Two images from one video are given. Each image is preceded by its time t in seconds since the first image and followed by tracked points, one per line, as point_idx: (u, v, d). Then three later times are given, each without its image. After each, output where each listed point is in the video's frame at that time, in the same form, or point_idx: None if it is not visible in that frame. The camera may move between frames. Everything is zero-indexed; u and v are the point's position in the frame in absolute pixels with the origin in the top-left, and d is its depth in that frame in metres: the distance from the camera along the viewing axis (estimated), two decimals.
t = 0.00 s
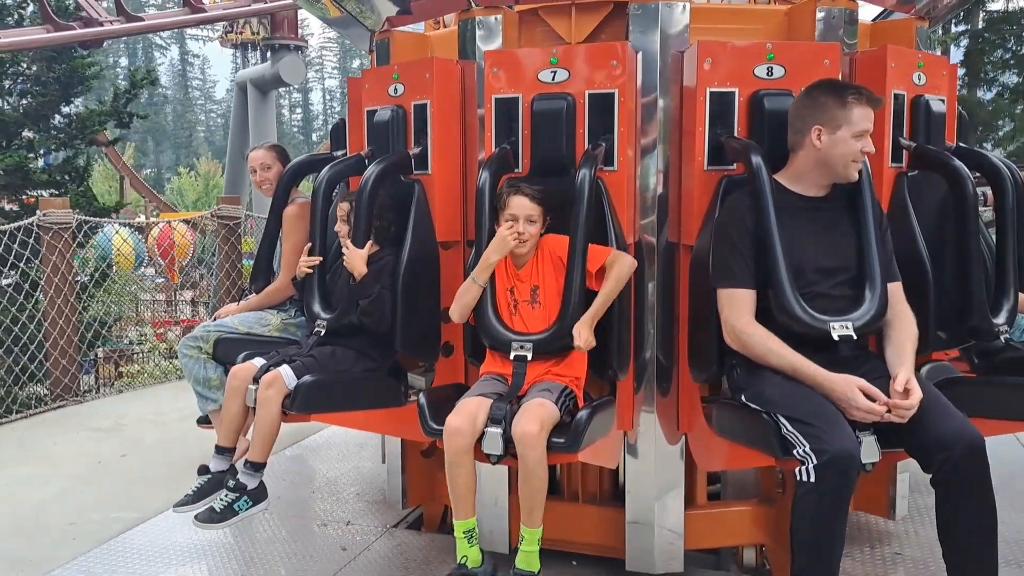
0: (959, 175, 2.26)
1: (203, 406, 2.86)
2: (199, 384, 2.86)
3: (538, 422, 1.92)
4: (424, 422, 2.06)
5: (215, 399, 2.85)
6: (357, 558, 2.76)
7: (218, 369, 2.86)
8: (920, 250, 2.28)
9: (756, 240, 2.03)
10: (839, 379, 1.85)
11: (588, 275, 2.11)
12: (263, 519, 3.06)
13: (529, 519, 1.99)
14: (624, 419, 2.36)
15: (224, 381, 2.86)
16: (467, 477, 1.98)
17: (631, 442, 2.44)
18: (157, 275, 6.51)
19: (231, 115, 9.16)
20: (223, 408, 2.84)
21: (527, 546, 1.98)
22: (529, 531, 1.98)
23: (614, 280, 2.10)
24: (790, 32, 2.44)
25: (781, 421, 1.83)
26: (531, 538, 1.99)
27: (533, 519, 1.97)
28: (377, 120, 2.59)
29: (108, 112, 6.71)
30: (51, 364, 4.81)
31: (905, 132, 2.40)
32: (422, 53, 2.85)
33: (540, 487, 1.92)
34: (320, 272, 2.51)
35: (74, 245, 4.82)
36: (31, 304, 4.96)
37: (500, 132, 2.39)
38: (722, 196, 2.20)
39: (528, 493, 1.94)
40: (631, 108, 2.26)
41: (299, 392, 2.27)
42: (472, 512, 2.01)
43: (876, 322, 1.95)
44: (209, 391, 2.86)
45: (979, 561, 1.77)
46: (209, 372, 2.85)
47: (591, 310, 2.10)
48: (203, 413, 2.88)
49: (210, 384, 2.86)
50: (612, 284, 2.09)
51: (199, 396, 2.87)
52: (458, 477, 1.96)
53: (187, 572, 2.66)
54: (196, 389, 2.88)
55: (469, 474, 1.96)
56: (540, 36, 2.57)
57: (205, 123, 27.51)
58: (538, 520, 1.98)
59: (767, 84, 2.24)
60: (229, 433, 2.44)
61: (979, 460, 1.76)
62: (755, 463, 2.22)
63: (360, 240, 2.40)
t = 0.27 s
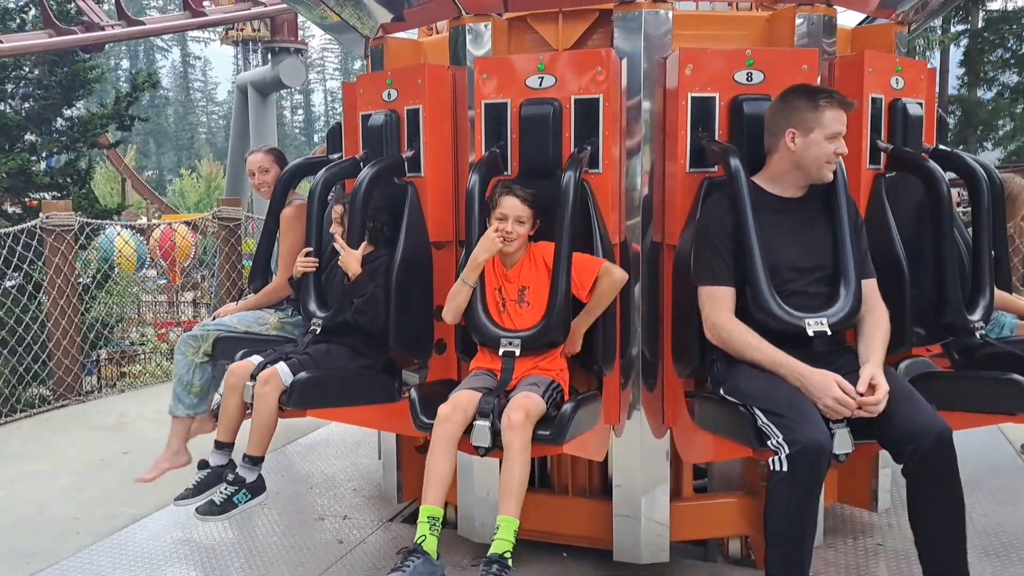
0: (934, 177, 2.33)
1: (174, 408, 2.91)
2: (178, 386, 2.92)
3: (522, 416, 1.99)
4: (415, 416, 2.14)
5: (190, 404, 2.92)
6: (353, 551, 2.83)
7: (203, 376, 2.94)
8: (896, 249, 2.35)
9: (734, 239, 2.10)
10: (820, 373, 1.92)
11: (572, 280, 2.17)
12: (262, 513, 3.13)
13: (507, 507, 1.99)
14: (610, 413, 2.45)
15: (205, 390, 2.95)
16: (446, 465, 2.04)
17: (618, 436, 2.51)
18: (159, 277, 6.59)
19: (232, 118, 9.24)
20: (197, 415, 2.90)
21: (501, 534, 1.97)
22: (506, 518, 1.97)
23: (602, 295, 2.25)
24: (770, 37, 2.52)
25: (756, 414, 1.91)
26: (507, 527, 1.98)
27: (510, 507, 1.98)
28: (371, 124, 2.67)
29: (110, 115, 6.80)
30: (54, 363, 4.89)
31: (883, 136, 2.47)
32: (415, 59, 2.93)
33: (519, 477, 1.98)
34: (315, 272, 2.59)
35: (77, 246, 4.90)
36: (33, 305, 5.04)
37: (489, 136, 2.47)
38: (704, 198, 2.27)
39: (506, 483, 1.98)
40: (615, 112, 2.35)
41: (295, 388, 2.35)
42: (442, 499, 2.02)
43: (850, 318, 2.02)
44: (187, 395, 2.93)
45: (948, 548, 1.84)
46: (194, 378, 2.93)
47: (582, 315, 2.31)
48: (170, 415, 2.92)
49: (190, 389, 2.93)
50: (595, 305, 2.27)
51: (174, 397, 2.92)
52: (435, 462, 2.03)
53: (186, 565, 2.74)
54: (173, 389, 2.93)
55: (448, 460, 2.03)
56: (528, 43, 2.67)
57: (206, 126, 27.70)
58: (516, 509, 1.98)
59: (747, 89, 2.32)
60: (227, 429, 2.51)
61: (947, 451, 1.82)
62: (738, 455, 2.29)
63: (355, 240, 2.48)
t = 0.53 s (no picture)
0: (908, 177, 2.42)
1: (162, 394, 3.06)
2: (169, 374, 3.05)
3: (509, 408, 2.09)
4: (407, 407, 2.23)
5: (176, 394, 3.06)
6: (349, 539, 2.93)
7: (195, 370, 3.06)
8: (871, 246, 2.44)
9: (712, 237, 2.19)
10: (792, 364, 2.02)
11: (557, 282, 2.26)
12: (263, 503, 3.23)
13: (498, 498, 2.13)
14: (596, 405, 2.54)
15: (194, 382, 3.07)
16: (444, 457, 2.14)
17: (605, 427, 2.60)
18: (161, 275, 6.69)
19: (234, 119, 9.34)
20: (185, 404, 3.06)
21: (494, 525, 2.13)
22: (499, 510, 2.12)
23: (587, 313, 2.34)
24: (752, 42, 2.61)
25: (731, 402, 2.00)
26: (499, 517, 2.14)
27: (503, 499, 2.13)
28: (366, 126, 2.77)
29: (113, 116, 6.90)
30: (58, 360, 4.99)
31: (859, 138, 2.57)
32: (410, 62, 3.03)
33: (510, 468, 2.09)
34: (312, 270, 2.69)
35: (80, 245, 5.00)
36: (38, 303, 5.14)
37: (480, 137, 2.57)
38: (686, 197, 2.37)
39: (498, 474, 2.10)
40: (601, 114, 2.44)
41: (292, 381, 2.44)
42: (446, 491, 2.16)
43: (823, 312, 2.12)
44: (176, 385, 3.06)
45: (913, 532, 1.93)
46: (185, 371, 3.04)
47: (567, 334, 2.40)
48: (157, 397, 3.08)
49: (179, 379, 3.06)
50: (582, 322, 2.35)
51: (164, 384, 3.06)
52: (435, 456, 2.13)
53: (189, 553, 2.84)
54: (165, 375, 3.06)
55: (445, 451, 2.12)
56: (518, 48, 2.76)
57: (208, 126, 27.85)
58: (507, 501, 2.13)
59: (727, 93, 2.41)
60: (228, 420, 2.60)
61: (911, 439, 1.92)
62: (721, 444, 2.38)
63: (351, 237, 2.57)
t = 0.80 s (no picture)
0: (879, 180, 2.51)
1: (188, 400, 3.19)
2: (187, 379, 3.18)
3: (493, 402, 2.17)
4: (395, 402, 2.32)
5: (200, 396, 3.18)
6: (341, 533, 3.02)
7: (206, 368, 3.17)
8: (844, 247, 2.53)
9: (688, 239, 2.27)
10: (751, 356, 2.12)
11: (541, 284, 2.34)
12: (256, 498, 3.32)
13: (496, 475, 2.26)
14: (580, 399, 2.62)
15: (210, 380, 3.18)
16: (437, 447, 2.25)
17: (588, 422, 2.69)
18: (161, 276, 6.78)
19: (233, 120, 9.41)
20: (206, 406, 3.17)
21: (495, 496, 2.27)
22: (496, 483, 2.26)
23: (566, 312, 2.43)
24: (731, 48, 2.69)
25: (702, 396, 2.08)
26: (498, 490, 2.28)
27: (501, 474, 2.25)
28: (358, 130, 2.85)
29: (113, 117, 6.98)
30: (58, 360, 5.07)
31: (834, 142, 2.65)
32: (401, 68, 3.11)
33: (500, 458, 2.19)
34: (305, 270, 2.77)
35: (80, 246, 5.08)
36: (38, 303, 5.22)
37: (467, 141, 2.64)
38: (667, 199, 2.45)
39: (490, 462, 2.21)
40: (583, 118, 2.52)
41: (284, 377, 2.53)
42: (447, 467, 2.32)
43: (793, 311, 2.20)
44: (196, 388, 3.18)
45: (876, 524, 2.02)
46: (199, 371, 3.15)
47: (552, 328, 2.46)
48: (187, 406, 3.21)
49: (198, 381, 3.18)
50: (564, 319, 2.43)
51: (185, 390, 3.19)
52: (427, 448, 2.24)
53: (185, 546, 2.92)
54: (183, 383, 3.19)
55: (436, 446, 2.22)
56: (504, 55, 2.86)
57: (210, 126, 27.99)
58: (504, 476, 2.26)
59: (705, 99, 2.49)
60: (222, 417, 2.69)
61: (875, 435, 2.00)
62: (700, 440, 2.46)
63: (342, 238, 2.65)
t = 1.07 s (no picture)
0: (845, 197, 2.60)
1: (182, 406, 3.21)
2: (180, 387, 3.21)
3: (466, 413, 2.25)
4: (372, 414, 2.40)
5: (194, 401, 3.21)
6: (328, 543, 3.08)
7: (200, 373, 3.22)
8: (811, 262, 2.62)
9: (656, 255, 2.35)
10: (697, 351, 2.24)
11: (515, 297, 2.41)
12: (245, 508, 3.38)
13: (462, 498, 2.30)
14: (557, 410, 2.68)
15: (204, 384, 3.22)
16: (407, 460, 2.32)
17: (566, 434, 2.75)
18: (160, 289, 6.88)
19: (233, 135, 9.51)
20: (200, 409, 3.18)
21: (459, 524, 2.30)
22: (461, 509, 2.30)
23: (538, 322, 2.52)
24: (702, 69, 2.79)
25: (669, 407, 2.16)
26: (462, 515, 2.31)
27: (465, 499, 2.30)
28: (343, 149, 2.93)
29: (112, 133, 7.09)
30: (54, 373, 5.15)
31: (802, 160, 2.73)
32: (386, 90, 3.17)
33: (470, 469, 2.25)
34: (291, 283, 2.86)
35: (77, 261, 5.16)
36: (35, 317, 5.31)
37: (446, 158, 2.73)
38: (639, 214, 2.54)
39: (459, 477, 2.26)
40: (557, 137, 2.60)
41: (268, 390, 2.61)
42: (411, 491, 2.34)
43: (758, 324, 2.28)
44: (190, 393, 3.21)
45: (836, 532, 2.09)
46: (191, 377, 3.20)
47: (525, 340, 2.57)
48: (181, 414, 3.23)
49: (191, 387, 3.21)
50: (537, 329, 2.53)
51: (179, 397, 3.21)
52: (398, 460, 2.31)
53: (173, 556, 2.99)
54: (177, 390, 3.22)
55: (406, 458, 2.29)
56: (484, 77, 2.91)
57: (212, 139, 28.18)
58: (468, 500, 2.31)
59: (674, 120, 2.58)
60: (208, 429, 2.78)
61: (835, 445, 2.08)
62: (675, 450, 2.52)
63: (325, 254, 2.73)
